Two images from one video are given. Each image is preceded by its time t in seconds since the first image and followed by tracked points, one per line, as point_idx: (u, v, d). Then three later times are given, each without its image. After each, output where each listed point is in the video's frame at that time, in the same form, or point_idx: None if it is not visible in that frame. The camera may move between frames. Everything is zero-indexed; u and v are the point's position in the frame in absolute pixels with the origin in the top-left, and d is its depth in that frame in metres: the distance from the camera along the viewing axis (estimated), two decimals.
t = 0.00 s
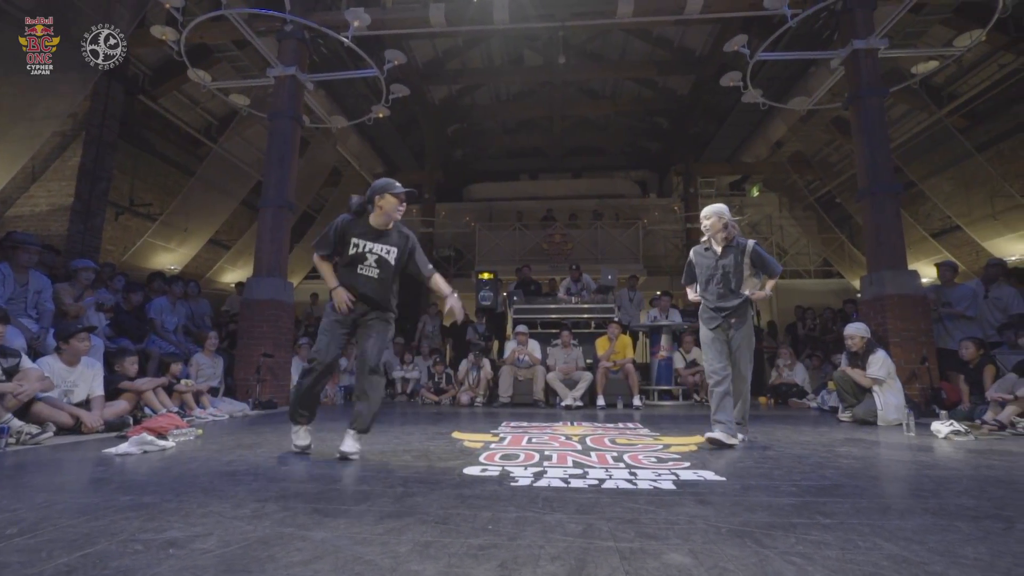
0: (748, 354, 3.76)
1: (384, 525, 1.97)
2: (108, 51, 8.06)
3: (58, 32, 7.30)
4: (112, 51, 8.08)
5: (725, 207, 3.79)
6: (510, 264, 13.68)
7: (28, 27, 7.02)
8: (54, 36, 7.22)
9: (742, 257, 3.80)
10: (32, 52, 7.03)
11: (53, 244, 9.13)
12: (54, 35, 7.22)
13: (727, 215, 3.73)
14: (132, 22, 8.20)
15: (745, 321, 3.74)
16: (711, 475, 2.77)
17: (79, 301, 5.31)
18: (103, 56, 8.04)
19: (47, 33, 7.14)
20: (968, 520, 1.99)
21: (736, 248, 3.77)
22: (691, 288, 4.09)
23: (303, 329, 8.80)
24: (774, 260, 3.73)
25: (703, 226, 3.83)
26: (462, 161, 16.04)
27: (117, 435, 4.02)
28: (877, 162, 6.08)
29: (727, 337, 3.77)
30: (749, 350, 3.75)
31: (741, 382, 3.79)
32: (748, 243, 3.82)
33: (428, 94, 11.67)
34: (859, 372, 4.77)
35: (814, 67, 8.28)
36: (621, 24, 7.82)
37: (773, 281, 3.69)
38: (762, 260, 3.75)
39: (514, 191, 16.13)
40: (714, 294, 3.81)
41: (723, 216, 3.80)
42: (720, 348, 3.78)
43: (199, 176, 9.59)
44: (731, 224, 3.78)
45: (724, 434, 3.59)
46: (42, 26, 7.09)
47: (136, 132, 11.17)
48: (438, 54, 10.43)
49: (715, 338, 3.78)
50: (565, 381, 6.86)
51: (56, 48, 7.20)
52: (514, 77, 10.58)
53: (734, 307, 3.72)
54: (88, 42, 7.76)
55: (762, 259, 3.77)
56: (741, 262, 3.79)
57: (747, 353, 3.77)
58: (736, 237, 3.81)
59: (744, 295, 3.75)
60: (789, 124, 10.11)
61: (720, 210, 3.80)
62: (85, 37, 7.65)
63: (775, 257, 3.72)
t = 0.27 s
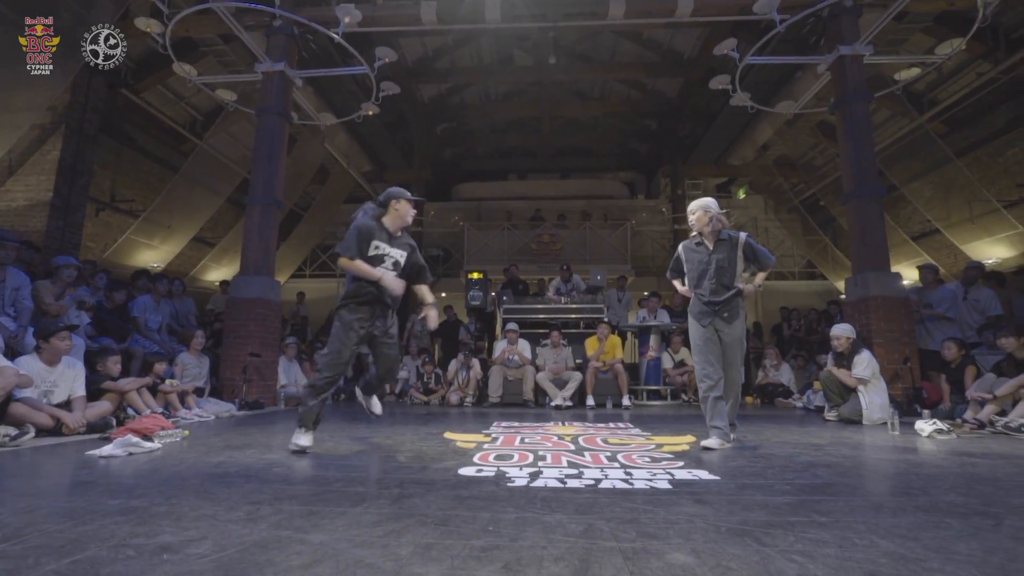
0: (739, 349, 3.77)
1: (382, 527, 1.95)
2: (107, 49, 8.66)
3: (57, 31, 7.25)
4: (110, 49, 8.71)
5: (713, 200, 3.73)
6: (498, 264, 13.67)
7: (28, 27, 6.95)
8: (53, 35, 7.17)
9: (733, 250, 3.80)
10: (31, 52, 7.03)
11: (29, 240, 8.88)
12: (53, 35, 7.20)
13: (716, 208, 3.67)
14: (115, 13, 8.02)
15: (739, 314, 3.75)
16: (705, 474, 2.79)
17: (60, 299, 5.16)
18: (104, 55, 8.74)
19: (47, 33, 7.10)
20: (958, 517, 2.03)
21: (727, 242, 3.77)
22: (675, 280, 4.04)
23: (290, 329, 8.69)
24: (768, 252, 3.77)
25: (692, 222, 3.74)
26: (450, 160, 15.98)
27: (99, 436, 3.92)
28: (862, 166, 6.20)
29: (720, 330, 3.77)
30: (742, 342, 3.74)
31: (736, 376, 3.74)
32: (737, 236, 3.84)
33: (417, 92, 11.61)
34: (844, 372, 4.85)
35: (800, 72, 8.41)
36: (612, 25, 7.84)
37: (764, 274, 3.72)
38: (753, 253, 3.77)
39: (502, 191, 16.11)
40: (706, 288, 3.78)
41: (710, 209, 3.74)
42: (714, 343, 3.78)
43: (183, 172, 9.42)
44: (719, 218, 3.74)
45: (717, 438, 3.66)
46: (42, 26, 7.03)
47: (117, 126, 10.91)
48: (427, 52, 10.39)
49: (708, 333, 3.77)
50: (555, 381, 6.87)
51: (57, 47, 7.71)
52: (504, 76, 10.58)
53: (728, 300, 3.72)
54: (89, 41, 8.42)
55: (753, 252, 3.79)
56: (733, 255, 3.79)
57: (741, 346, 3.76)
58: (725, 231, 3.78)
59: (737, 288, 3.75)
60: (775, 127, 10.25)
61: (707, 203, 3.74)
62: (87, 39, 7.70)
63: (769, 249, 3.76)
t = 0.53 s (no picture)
0: (729, 349, 3.68)
1: (381, 530, 1.92)
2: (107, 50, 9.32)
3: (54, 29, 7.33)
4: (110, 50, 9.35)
5: (701, 196, 3.77)
6: (485, 264, 13.65)
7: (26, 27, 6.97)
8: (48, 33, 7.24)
9: (723, 246, 3.80)
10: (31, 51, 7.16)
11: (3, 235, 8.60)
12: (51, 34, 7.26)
13: (703, 204, 3.70)
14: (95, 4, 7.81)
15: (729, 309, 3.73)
16: (699, 474, 2.82)
17: (37, 297, 5.00)
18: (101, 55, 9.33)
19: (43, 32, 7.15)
20: (948, 514, 2.08)
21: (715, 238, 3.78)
22: (665, 276, 4.09)
23: (276, 328, 8.57)
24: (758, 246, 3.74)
25: (680, 218, 3.79)
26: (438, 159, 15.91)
27: (80, 439, 3.80)
28: (846, 169, 6.32)
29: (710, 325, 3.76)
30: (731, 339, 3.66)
31: (726, 375, 3.63)
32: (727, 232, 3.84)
33: (405, 90, 11.54)
34: (829, 372, 4.94)
35: (786, 76, 8.54)
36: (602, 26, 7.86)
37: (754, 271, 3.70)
38: (742, 248, 3.76)
39: (489, 190, 16.10)
40: (694, 284, 3.79)
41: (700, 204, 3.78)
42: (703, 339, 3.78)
43: (165, 168, 9.23)
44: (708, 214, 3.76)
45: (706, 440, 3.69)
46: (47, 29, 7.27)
47: (96, 119, 10.64)
48: (416, 50, 10.34)
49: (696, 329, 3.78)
50: (544, 381, 6.88)
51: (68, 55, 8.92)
52: (493, 76, 10.58)
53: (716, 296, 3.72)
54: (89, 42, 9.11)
55: (743, 248, 3.77)
56: (722, 251, 3.78)
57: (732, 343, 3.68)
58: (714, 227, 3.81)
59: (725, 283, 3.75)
60: (761, 130, 10.39)
61: (696, 199, 3.78)
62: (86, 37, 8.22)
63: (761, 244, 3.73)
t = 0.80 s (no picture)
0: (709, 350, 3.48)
1: (378, 532, 1.90)
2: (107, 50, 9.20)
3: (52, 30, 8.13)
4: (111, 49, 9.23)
5: (693, 193, 3.70)
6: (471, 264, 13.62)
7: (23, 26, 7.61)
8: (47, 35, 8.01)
9: (712, 242, 3.64)
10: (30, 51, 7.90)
11: None
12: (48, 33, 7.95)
13: (690, 200, 3.64)
14: None
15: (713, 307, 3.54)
16: (691, 473, 2.84)
17: (11, 294, 4.84)
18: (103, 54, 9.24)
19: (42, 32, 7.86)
20: (935, 511, 2.13)
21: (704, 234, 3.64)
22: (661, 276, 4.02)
23: (259, 327, 8.44)
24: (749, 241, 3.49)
25: (672, 218, 3.76)
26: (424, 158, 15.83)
27: (57, 441, 3.69)
28: (829, 173, 6.44)
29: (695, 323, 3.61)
30: (710, 337, 3.49)
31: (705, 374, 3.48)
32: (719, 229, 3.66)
33: (392, 88, 11.46)
34: (813, 372, 5.03)
35: (770, 81, 8.68)
36: (590, 28, 7.89)
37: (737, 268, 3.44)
38: (731, 244, 3.56)
39: (475, 189, 16.07)
40: (681, 283, 3.69)
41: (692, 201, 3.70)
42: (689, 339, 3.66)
43: (144, 163, 9.01)
44: (699, 211, 3.68)
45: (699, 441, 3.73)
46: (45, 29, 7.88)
47: (72, 112, 10.35)
48: (403, 48, 10.27)
49: (683, 329, 3.67)
50: (531, 381, 6.89)
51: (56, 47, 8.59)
52: (481, 76, 10.56)
53: (701, 293, 3.57)
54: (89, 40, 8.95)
55: (732, 244, 3.56)
56: (710, 247, 3.62)
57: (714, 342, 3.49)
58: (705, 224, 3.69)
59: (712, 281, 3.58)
60: (745, 134, 10.54)
61: (688, 196, 3.71)
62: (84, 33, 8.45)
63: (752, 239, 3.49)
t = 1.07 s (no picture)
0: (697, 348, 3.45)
1: (374, 535, 1.87)
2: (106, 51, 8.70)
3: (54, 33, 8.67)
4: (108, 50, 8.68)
5: (683, 186, 3.72)
6: (458, 263, 13.63)
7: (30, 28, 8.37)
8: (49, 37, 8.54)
9: (701, 235, 3.64)
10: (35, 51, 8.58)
11: None
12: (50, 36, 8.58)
13: (677, 195, 3.69)
14: None
15: (701, 301, 3.50)
16: (682, 472, 2.87)
17: None
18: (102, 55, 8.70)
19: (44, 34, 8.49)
20: (923, 508, 2.18)
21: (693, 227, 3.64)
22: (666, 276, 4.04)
23: (241, 327, 8.28)
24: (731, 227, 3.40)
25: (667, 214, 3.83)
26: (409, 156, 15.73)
27: (33, 443, 3.56)
28: (812, 176, 6.57)
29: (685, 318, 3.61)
30: (699, 335, 3.44)
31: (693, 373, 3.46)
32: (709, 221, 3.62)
33: (378, 85, 11.36)
34: (796, 372, 5.13)
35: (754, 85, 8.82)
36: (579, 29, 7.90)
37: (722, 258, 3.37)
38: (717, 233, 3.50)
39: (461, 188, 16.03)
40: (673, 279, 3.72)
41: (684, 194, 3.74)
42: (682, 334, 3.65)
43: (122, 157, 8.78)
44: (689, 205, 3.72)
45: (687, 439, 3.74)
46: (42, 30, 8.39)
47: (45, 104, 10.03)
48: (390, 45, 10.19)
49: (675, 323, 3.69)
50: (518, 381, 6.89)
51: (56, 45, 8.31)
52: (468, 74, 10.51)
53: (686, 287, 3.58)
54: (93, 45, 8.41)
55: (719, 235, 3.50)
56: (697, 241, 3.64)
57: (704, 339, 3.44)
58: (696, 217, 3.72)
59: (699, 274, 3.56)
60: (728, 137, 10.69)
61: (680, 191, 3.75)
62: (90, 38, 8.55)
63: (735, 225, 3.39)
